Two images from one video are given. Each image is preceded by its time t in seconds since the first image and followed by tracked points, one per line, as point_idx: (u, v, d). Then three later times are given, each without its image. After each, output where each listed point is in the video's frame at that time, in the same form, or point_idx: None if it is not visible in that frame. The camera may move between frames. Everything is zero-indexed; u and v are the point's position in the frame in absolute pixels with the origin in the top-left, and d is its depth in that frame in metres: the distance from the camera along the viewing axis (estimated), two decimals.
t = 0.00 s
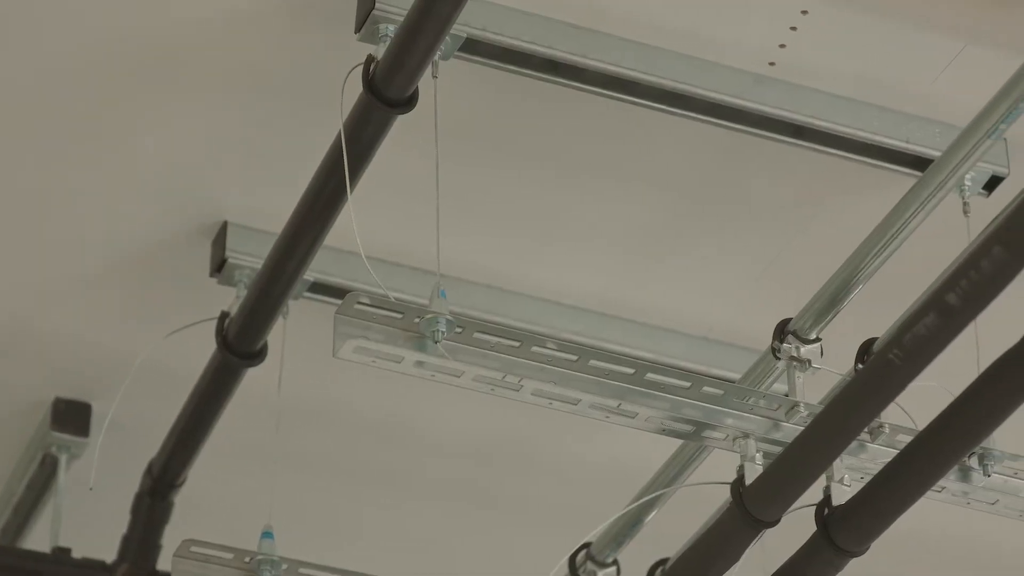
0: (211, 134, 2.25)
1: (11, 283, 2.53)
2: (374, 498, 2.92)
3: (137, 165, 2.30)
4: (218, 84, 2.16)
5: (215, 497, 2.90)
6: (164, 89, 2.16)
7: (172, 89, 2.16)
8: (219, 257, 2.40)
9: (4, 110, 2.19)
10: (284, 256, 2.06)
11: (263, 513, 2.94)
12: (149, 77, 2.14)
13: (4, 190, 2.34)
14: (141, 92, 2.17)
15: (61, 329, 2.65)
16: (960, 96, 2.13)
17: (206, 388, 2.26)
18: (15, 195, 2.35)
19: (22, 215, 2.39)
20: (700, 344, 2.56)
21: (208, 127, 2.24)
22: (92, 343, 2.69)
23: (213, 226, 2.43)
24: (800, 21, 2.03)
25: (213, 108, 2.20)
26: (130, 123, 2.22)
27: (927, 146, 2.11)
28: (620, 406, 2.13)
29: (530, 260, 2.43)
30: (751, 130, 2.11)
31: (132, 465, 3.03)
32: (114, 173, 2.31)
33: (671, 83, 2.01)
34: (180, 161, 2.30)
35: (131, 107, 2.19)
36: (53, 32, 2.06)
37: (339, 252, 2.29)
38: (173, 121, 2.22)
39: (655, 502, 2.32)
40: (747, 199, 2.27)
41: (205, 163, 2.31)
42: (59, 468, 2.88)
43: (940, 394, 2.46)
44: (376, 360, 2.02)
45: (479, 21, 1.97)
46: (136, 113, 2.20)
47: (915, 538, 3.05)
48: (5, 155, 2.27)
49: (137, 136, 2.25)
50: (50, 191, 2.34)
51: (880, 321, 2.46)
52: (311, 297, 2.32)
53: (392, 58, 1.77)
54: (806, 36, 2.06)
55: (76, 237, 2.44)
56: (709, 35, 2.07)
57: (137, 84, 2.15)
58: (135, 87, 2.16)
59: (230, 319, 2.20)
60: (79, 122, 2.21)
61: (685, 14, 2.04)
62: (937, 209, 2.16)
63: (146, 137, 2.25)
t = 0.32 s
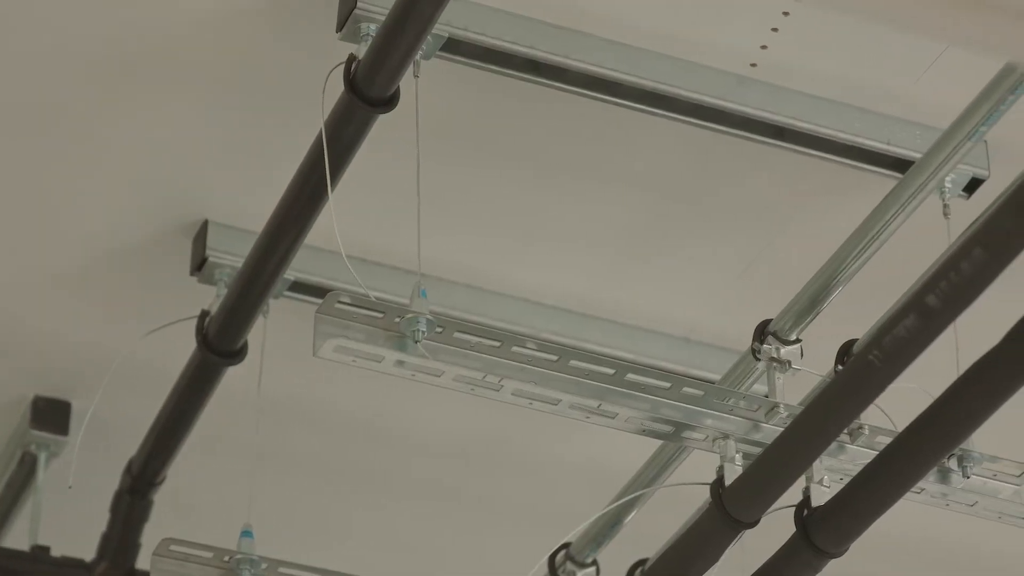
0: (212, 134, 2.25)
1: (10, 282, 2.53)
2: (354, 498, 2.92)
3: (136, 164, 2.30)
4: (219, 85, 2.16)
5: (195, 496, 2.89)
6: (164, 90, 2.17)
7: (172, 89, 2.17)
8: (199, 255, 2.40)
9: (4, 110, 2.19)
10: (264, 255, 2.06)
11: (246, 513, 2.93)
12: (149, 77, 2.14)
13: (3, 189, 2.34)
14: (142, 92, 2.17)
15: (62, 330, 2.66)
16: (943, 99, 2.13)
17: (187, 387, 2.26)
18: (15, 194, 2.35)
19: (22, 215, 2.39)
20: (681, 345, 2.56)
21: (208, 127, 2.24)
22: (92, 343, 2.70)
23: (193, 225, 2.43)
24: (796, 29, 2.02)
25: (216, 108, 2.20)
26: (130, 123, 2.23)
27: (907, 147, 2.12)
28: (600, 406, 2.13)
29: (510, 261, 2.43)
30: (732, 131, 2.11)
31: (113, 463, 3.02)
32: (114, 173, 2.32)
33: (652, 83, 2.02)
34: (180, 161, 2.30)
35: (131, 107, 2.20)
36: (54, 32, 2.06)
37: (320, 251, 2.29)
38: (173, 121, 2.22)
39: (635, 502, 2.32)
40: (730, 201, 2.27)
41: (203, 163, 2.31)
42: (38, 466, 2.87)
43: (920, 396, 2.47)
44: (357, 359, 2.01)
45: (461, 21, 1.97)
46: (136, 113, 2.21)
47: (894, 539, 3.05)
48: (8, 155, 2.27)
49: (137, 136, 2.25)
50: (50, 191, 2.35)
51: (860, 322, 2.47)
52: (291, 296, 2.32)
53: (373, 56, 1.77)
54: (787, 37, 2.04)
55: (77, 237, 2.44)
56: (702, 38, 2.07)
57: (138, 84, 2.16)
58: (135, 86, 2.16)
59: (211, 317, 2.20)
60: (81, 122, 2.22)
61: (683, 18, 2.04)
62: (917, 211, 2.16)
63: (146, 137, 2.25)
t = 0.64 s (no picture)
0: (212, 134, 2.25)
1: (11, 282, 2.54)
2: (334, 498, 2.92)
3: (137, 164, 2.30)
4: (218, 86, 2.16)
5: (174, 495, 2.89)
6: (165, 90, 2.17)
7: (172, 89, 2.17)
8: (180, 254, 2.40)
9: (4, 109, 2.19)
10: (245, 254, 2.05)
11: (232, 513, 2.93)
12: (148, 77, 2.14)
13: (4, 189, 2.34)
14: (142, 93, 2.17)
15: (61, 330, 2.66)
16: (923, 102, 2.14)
17: (167, 385, 2.25)
18: (15, 194, 2.35)
19: (22, 215, 2.39)
20: (660, 346, 2.56)
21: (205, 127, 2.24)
22: (91, 344, 2.70)
23: (174, 224, 2.42)
24: (786, 32, 2.02)
25: (216, 108, 2.20)
26: (131, 122, 2.23)
27: (888, 149, 2.12)
28: (580, 406, 2.13)
29: (489, 261, 2.43)
30: (712, 132, 2.11)
31: (92, 463, 3.01)
32: (113, 173, 2.32)
33: (634, 83, 2.02)
34: (179, 161, 2.30)
35: (132, 108, 2.20)
36: (53, 31, 2.06)
37: (300, 250, 2.29)
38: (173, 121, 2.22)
39: (614, 503, 2.33)
40: (714, 203, 2.27)
41: (200, 162, 2.31)
42: (17, 466, 2.85)
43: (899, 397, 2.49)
44: (337, 359, 2.01)
45: (443, 20, 1.97)
46: (135, 113, 2.21)
47: (872, 540, 3.06)
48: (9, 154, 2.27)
49: (138, 137, 2.25)
50: (50, 191, 2.35)
51: (841, 324, 2.47)
52: (272, 296, 2.32)
53: (356, 56, 1.76)
54: (768, 39, 2.05)
55: (77, 237, 2.44)
56: (690, 40, 2.07)
57: (138, 84, 2.16)
58: (135, 86, 2.16)
59: (191, 316, 2.20)
60: (81, 122, 2.22)
61: (679, 21, 2.04)
62: (898, 212, 2.16)
63: (146, 137, 2.25)
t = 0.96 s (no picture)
0: (213, 134, 2.26)
1: (11, 280, 2.54)
2: (314, 497, 2.92)
3: (137, 164, 2.31)
4: (218, 87, 2.17)
5: (155, 495, 2.88)
6: (167, 91, 2.17)
7: (164, 89, 2.17)
8: (161, 252, 2.40)
9: (4, 109, 2.19)
10: (226, 253, 2.05)
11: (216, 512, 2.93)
12: (147, 78, 2.15)
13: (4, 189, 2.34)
14: (142, 94, 2.17)
15: (62, 331, 2.67)
16: (905, 104, 2.14)
17: (147, 383, 2.25)
18: (15, 193, 2.36)
19: (23, 213, 2.39)
20: (641, 346, 2.57)
21: (194, 127, 2.24)
22: (80, 342, 2.70)
23: (155, 223, 2.42)
24: (770, 34, 2.03)
25: (217, 109, 2.21)
26: (132, 123, 2.23)
27: (868, 151, 2.13)
28: (561, 406, 2.13)
29: (469, 261, 2.44)
30: (691, 132, 2.11)
31: (71, 461, 3.01)
32: (113, 174, 2.32)
33: (615, 84, 2.02)
34: (179, 161, 2.30)
35: (132, 108, 2.20)
36: (49, 31, 2.06)
37: (282, 249, 2.29)
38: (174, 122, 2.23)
39: (594, 503, 2.33)
40: (697, 204, 2.28)
41: (198, 162, 2.31)
42: None
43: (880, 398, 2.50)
44: (317, 357, 2.02)
45: (425, 20, 1.96)
46: (135, 113, 2.21)
47: (851, 541, 3.08)
48: (8, 154, 2.28)
49: (138, 137, 2.26)
50: (50, 191, 2.35)
51: (822, 325, 2.47)
52: (254, 295, 2.32)
53: (338, 55, 1.76)
54: (750, 40, 2.04)
55: (77, 237, 2.44)
56: (676, 42, 2.07)
57: (139, 85, 2.16)
58: (135, 86, 2.16)
59: (172, 315, 2.20)
60: (82, 122, 2.22)
61: (673, 24, 2.04)
62: (879, 214, 2.17)
63: (146, 137, 2.26)
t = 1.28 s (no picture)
0: (213, 134, 2.26)
1: (9, 278, 2.54)
2: (297, 495, 2.92)
3: (137, 164, 2.31)
4: (218, 87, 2.16)
5: (138, 493, 2.89)
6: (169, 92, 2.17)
7: (155, 89, 2.17)
8: (144, 251, 2.39)
9: (4, 109, 2.19)
10: (208, 252, 2.05)
11: (200, 511, 2.94)
12: (145, 79, 2.15)
13: (4, 187, 2.35)
14: (142, 94, 2.18)
15: (54, 330, 2.67)
16: (888, 107, 2.14)
17: (130, 382, 2.25)
18: (15, 192, 2.36)
19: (21, 211, 2.39)
20: (624, 347, 2.58)
21: (185, 127, 2.24)
22: (65, 341, 2.70)
23: (138, 221, 2.42)
24: (753, 34, 2.03)
25: (218, 110, 2.21)
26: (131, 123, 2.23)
27: (851, 152, 2.13)
28: (544, 407, 2.13)
29: (452, 261, 2.44)
30: (676, 133, 2.11)
31: (53, 459, 3.01)
32: (111, 174, 2.32)
33: (599, 84, 2.02)
34: (179, 162, 2.31)
35: (132, 108, 2.20)
36: (42, 32, 2.05)
37: (265, 248, 2.29)
38: (174, 122, 2.23)
39: (576, 504, 2.33)
40: (683, 206, 2.28)
41: (198, 163, 2.31)
42: None
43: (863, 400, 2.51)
44: (300, 357, 2.00)
45: (408, 19, 1.96)
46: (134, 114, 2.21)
47: (831, 542, 3.09)
48: (7, 152, 2.28)
49: (134, 138, 2.26)
50: (50, 191, 2.35)
51: (805, 325, 2.48)
52: (237, 294, 2.32)
53: (322, 53, 1.75)
54: (735, 41, 2.05)
55: (74, 237, 2.44)
56: (664, 45, 2.07)
57: (138, 85, 2.16)
58: (133, 87, 2.16)
59: (154, 313, 2.19)
60: (82, 123, 2.22)
61: (665, 27, 2.04)
62: (863, 215, 2.17)
63: (150, 138, 2.26)
